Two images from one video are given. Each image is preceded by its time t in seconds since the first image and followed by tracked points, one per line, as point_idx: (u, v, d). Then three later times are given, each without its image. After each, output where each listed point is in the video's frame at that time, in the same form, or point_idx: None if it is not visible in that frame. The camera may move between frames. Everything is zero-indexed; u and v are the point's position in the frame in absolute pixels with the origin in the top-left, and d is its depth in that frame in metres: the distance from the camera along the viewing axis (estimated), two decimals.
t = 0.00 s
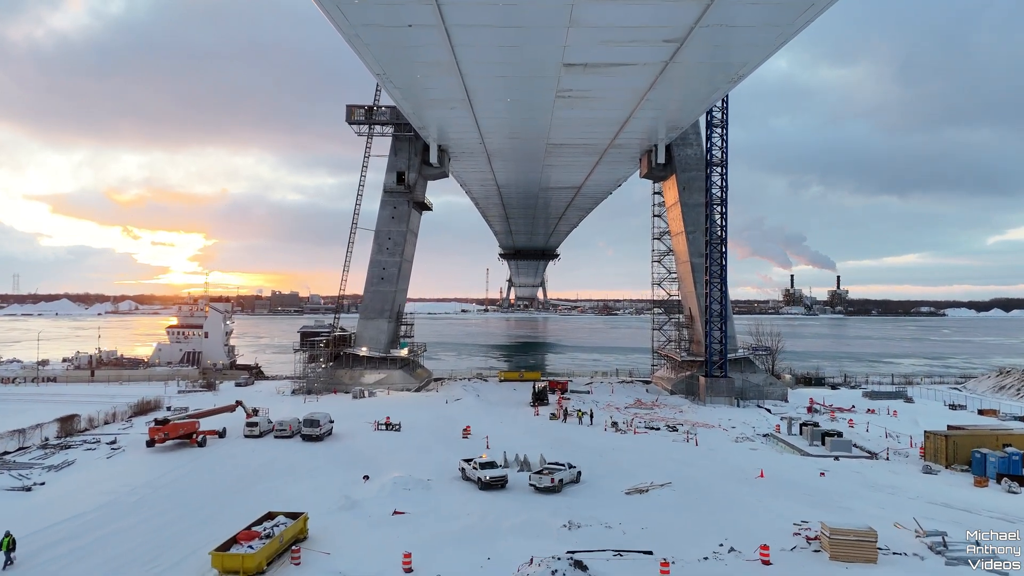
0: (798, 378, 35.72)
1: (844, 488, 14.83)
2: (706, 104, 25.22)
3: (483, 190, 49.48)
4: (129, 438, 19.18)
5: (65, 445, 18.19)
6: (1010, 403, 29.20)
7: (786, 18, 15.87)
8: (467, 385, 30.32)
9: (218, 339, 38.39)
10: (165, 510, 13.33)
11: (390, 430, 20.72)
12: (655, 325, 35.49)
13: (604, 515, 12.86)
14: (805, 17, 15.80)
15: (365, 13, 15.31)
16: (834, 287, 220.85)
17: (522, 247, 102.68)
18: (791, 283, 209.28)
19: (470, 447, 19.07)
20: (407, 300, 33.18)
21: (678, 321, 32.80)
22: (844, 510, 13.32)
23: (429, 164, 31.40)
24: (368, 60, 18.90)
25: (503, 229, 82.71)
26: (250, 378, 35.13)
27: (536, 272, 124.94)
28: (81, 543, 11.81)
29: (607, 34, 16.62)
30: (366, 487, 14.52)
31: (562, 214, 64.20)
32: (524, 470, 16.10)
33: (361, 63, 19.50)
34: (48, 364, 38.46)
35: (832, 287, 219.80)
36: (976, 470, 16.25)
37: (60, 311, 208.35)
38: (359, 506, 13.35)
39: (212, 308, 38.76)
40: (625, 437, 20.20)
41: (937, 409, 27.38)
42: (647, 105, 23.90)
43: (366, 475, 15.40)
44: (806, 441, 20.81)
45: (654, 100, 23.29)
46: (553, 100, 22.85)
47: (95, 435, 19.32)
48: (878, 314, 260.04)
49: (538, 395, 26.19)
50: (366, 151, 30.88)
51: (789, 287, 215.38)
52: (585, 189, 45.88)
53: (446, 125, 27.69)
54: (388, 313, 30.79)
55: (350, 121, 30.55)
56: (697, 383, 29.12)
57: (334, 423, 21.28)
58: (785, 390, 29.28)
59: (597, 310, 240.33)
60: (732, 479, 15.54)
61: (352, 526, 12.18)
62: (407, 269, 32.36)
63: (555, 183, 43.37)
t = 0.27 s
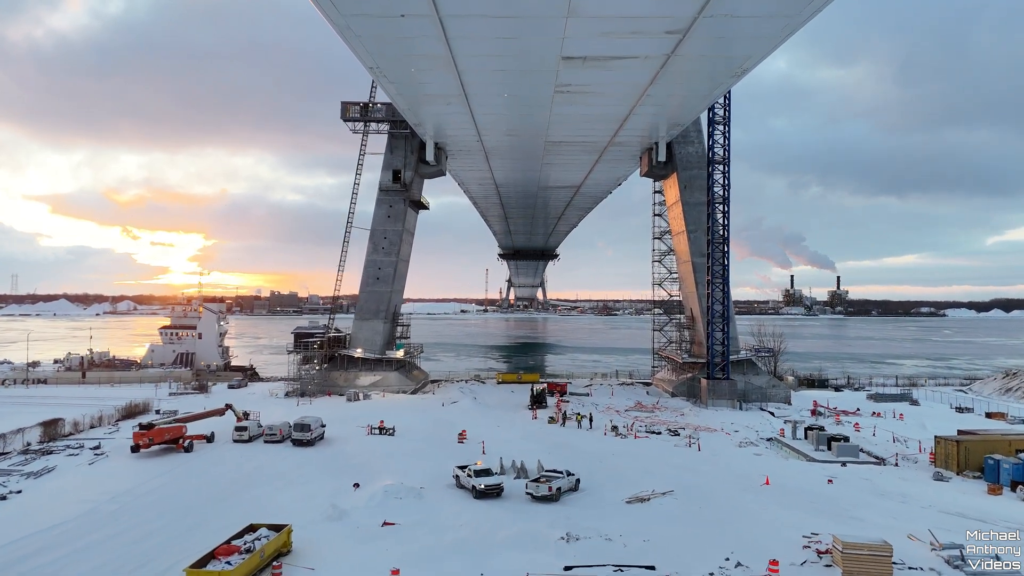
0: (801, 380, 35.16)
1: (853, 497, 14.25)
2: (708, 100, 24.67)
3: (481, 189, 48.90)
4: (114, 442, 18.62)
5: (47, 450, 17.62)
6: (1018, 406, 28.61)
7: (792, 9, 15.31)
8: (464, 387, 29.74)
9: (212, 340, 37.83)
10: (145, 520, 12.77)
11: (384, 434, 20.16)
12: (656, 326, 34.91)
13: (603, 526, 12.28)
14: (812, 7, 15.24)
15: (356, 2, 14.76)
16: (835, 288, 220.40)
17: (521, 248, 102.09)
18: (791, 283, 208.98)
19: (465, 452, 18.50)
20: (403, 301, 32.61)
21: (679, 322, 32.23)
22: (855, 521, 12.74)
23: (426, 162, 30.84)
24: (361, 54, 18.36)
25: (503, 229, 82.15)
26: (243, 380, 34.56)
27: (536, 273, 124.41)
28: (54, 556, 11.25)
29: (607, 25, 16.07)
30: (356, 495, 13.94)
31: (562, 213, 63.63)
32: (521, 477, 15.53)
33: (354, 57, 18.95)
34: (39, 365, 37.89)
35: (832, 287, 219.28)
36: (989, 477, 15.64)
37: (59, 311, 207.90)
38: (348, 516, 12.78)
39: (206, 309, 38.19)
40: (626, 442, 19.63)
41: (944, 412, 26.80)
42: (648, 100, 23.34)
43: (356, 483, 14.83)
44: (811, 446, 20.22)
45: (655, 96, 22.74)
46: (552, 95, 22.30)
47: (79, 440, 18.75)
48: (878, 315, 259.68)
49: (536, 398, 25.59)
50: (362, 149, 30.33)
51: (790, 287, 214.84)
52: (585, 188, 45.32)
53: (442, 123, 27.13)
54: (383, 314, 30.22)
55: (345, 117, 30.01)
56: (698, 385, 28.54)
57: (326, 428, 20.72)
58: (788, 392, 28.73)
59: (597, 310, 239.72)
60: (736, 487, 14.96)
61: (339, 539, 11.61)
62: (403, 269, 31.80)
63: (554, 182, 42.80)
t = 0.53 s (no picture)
0: (804, 382, 34.58)
1: (864, 507, 13.66)
2: (711, 96, 24.06)
3: (480, 188, 48.28)
4: (98, 448, 18.02)
5: (27, 456, 17.01)
6: None
7: None
8: (461, 390, 29.13)
9: (206, 341, 37.23)
10: (122, 532, 12.17)
11: (377, 439, 19.57)
12: (657, 326, 34.30)
13: (604, 538, 11.70)
14: None
15: None
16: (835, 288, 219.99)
17: (521, 248, 101.46)
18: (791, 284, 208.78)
19: (460, 458, 17.92)
20: (399, 301, 32.03)
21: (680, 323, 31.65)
22: (868, 533, 12.14)
23: (422, 160, 30.24)
24: (352, 46, 17.73)
25: (503, 229, 81.57)
26: (236, 382, 33.95)
27: (536, 273, 123.83)
28: (22, 571, 10.65)
29: (607, 15, 15.49)
30: (345, 505, 13.36)
31: (562, 213, 63.04)
32: (518, 485, 14.94)
33: (346, 49, 18.33)
34: (30, 366, 37.27)
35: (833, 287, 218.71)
36: (1003, 485, 15.14)
37: (58, 312, 207.55)
38: (335, 528, 12.19)
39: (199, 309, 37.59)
40: (626, 447, 19.05)
41: (951, 415, 26.22)
42: (649, 95, 22.73)
43: (346, 491, 14.25)
44: (817, 450, 19.62)
45: (657, 90, 22.15)
46: (551, 90, 21.72)
47: (61, 445, 18.15)
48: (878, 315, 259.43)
49: (534, 400, 24.99)
50: (357, 146, 29.74)
51: (790, 287, 214.24)
52: (585, 187, 44.72)
53: (439, 119, 26.53)
54: (379, 315, 29.63)
55: (340, 114, 29.42)
56: (700, 387, 27.94)
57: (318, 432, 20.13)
58: (791, 395, 28.15)
59: (597, 310, 239.12)
60: (742, 496, 14.38)
61: (325, 552, 11.02)
62: (399, 268, 31.21)
63: (553, 180, 42.19)
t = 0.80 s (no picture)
0: (808, 383, 33.96)
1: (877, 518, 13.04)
2: (714, 91, 23.43)
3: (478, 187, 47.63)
4: (79, 454, 17.39)
5: (5, 463, 16.38)
6: None
7: None
8: (458, 392, 28.49)
9: (199, 342, 36.59)
10: (95, 545, 11.55)
11: (370, 444, 18.96)
12: (657, 327, 33.67)
13: (603, 552, 11.09)
14: None
15: None
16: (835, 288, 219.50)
17: (520, 248, 100.77)
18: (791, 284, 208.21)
19: (455, 464, 17.30)
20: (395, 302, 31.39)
21: (682, 324, 31.03)
22: (882, 547, 11.54)
23: (418, 157, 29.61)
24: (344, 37, 17.10)
25: (502, 228, 80.93)
26: (229, 383, 33.30)
27: (535, 273, 123.15)
28: None
29: (607, 3, 14.89)
30: (332, 516, 12.75)
31: (561, 212, 62.41)
32: (514, 494, 14.33)
33: (337, 41, 17.70)
34: (20, 368, 36.62)
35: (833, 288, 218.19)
36: (1019, 494, 14.46)
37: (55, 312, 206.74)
38: (321, 541, 11.58)
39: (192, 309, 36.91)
40: (627, 452, 18.42)
41: (959, 418, 25.60)
42: (651, 90, 22.11)
43: (334, 501, 13.63)
44: (825, 456, 19.00)
45: (658, 84, 21.54)
46: (549, 84, 21.11)
47: (41, 451, 17.51)
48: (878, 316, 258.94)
49: (532, 403, 24.34)
50: (352, 144, 29.11)
51: (790, 287, 213.68)
52: (584, 186, 44.11)
53: (435, 115, 25.91)
54: (374, 316, 29.00)
55: (334, 110, 28.80)
56: (702, 390, 27.32)
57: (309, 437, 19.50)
58: (795, 397, 27.54)
59: (597, 311, 238.48)
60: (748, 506, 13.76)
61: (308, 567, 10.41)
62: (395, 268, 30.58)
63: (553, 179, 41.56)
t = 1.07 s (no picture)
0: (812, 386, 33.34)
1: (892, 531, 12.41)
2: (718, 85, 22.78)
3: (477, 186, 46.99)
4: (60, 461, 16.74)
5: None
6: None
7: None
8: (455, 395, 27.83)
9: (192, 343, 35.91)
10: (67, 561, 10.92)
11: (363, 450, 18.31)
12: (659, 328, 33.00)
13: (605, 568, 10.45)
14: None
15: None
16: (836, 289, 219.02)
17: (519, 248, 100.11)
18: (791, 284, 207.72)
19: (450, 471, 16.66)
20: (391, 302, 30.73)
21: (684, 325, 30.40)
22: (900, 562, 10.91)
23: (415, 155, 28.98)
24: (335, 27, 16.47)
25: (502, 228, 80.30)
26: (222, 385, 32.63)
27: (535, 273, 122.49)
28: None
29: None
30: (319, 529, 12.11)
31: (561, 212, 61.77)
32: (511, 504, 13.69)
33: (328, 32, 17.06)
34: (9, 369, 35.93)
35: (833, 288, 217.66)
36: None
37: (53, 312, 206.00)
38: (305, 556, 10.94)
39: (185, 310, 36.23)
40: (629, 458, 17.78)
41: (969, 422, 24.97)
42: (653, 84, 21.47)
43: (322, 512, 12.98)
44: (833, 462, 18.38)
45: (660, 78, 20.92)
46: (549, 77, 20.48)
47: (20, 457, 16.85)
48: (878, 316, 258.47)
49: (531, 407, 23.69)
50: (346, 140, 28.48)
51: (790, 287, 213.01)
52: (584, 184, 43.46)
53: (432, 111, 25.27)
54: (369, 316, 28.35)
55: (328, 106, 28.18)
56: (705, 393, 26.68)
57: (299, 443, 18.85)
58: (800, 400, 26.92)
59: (596, 311, 237.85)
60: (757, 517, 13.13)
61: None
62: (391, 268, 29.94)
63: (552, 177, 40.94)
